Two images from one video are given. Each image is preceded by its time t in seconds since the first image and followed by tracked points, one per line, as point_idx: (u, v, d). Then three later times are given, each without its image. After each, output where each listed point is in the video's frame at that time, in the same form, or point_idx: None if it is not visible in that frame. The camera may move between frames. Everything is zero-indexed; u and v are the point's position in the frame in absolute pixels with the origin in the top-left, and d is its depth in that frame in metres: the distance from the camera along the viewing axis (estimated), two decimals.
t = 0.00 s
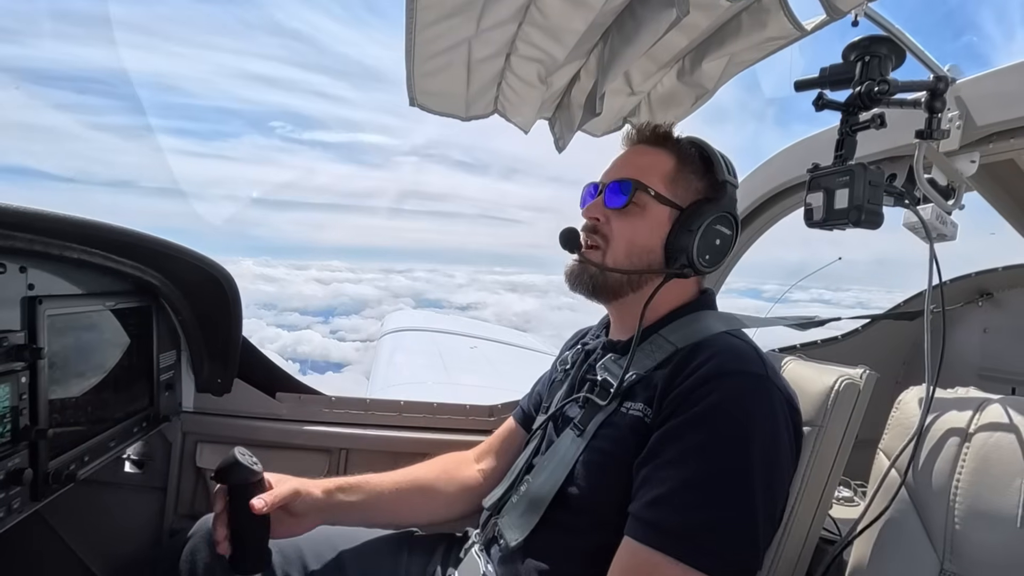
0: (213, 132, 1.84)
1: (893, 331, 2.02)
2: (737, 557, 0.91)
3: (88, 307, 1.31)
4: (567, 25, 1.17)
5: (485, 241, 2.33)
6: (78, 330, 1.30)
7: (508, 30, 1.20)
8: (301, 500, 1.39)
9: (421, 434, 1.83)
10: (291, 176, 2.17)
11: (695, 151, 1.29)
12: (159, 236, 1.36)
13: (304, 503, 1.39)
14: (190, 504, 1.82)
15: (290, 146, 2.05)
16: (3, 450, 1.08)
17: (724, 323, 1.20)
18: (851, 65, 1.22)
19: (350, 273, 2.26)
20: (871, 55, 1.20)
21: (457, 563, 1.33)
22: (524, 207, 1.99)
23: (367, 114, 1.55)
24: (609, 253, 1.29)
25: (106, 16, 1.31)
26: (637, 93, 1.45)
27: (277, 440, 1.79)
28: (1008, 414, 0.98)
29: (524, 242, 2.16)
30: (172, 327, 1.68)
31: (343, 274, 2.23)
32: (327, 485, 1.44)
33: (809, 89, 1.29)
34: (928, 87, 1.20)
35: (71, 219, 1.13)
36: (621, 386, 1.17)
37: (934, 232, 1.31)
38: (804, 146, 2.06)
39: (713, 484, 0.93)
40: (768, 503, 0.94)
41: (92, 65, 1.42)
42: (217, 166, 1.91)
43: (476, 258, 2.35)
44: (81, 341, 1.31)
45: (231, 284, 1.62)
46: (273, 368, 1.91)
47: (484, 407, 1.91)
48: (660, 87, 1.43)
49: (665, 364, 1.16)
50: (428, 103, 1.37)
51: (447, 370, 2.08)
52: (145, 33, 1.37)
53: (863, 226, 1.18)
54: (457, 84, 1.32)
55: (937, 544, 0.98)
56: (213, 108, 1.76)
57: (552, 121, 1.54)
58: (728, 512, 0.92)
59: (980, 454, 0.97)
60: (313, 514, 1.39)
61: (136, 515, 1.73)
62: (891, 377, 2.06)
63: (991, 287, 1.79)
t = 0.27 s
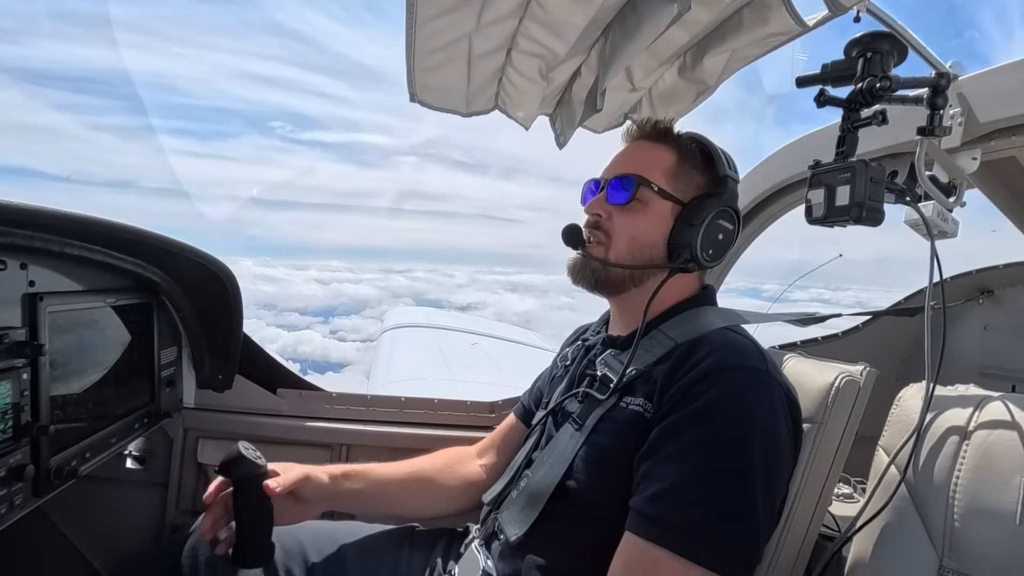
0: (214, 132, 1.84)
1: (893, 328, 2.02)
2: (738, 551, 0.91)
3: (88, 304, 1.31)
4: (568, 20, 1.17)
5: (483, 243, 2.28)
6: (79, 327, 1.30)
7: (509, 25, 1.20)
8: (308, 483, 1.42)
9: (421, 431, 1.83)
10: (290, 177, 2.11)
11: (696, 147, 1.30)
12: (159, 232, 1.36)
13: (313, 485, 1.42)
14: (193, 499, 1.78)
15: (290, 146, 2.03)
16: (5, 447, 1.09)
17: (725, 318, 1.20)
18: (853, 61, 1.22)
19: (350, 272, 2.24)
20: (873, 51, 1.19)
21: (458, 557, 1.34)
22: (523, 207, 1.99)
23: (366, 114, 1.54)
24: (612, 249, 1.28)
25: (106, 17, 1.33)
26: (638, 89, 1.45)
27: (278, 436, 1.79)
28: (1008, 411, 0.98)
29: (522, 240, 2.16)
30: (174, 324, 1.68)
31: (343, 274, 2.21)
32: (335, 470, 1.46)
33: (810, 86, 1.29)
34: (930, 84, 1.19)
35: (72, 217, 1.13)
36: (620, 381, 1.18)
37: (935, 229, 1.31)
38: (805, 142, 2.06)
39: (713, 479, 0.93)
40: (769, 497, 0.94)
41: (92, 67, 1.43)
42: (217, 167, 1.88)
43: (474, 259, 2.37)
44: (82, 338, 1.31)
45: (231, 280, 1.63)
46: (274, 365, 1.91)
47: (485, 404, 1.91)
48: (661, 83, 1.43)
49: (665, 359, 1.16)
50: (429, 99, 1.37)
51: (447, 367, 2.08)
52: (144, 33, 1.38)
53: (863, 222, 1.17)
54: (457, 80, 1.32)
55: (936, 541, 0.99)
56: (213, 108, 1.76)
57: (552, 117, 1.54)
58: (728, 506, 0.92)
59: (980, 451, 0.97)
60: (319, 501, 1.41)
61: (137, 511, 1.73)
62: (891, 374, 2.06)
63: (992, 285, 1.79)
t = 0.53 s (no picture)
0: (212, 132, 1.78)
1: (893, 327, 2.02)
2: (739, 550, 0.91)
3: (88, 301, 1.31)
4: (569, 18, 1.17)
5: (484, 242, 2.28)
6: (79, 324, 1.30)
7: (509, 23, 1.20)
8: (310, 479, 1.42)
9: (421, 429, 1.83)
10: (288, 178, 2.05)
11: (688, 141, 1.29)
12: (159, 230, 1.36)
13: (314, 483, 1.42)
14: (192, 497, 1.79)
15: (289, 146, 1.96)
16: (6, 444, 1.09)
17: (725, 317, 1.21)
18: (854, 59, 1.21)
19: (349, 273, 2.22)
20: (874, 50, 1.19)
21: (457, 555, 1.34)
22: (522, 207, 1.99)
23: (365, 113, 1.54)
24: (614, 257, 1.27)
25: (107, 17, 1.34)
26: (639, 87, 1.45)
27: (278, 433, 1.80)
28: (1007, 410, 0.98)
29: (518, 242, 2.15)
30: (174, 322, 1.69)
31: (343, 274, 2.19)
32: (333, 472, 1.46)
33: (811, 84, 1.28)
34: (931, 82, 1.19)
35: (73, 214, 1.13)
36: (621, 380, 1.18)
37: (935, 228, 1.31)
38: (805, 141, 2.06)
39: (714, 478, 0.93)
40: (770, 497, 0.94)
41: (92, 67, 1.43)
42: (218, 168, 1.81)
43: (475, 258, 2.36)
44: (82, 335, 1.31)
45: (231, 276, 1.63)
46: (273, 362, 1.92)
47: (485, 401, 1.91)
48: (662, 81, 1.43)
49: (665, 358, 1.16)
50: (430, 97, 1.36)
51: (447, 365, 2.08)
52: (144, 34, 1.39)
53: (863, 221, 1.17)
54: (457, 77, 1.32)
55: (935, 540, 0.99)
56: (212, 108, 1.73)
57: (553, 115, 1.54)
58: (729, 505, 0.92)
59: (979, 450, 0.97)
60: (321, 499, 1.41)
61: (137, 509, 1.73)
62: (891, 373, 2.06)
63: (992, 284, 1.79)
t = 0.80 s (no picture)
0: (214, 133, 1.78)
1: (894, 326, 2.02)
2: (739, 549, 0.91)
3: (89, 299, 1.31)
4: (570, 16, 1.17)
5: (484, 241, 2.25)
6: (80, 321, 1.30)
7: (510, 20, 1.20)
8: (324, 468, 1.42)
9: (421, 427, 1.83)
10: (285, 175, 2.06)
11: (672, 136, 1.29)
12: (160, 228, 1.36)
13: (328, 473, 1.42)
14: (193, 494, 1.80)
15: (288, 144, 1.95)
16: (7, 441, 1.09)
17: (725, 317, 1.21)
18: (856, 58, 1.21)
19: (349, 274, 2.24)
20: (876, 48, 1.19)
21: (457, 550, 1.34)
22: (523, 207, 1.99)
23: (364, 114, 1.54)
24: (601, 259, 1.28)
25: (107, 18, 1.35)
26: (640, 86, 1.45)
27: (279, 431, 1.80)
28: (1007, 409, 0.98)
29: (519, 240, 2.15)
30: (174, 319, 1.69)
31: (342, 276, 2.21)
32: (348, 465, 1.46)
33: (813, 83, 1.28)
34: (932, 81, 1.19)
35: (73, 211, 1.13)
36: (622, 379, 1.18)
37: (936, 227, 1.30)
38: (807, 139, 2.05)
39: (715, 478, 0.94)
40: (771, 496, 0.94)
41: (93, 69, 1.44)
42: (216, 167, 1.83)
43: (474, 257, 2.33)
44: (82, 332, 1.31)
45: (232, 275, 1.63)
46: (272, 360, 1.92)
47: (485, 400, 1.91)
48: (663, 80, 1.43)
49: (666, 357, 1.16)
50: (431, 95, 1.36)
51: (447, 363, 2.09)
52: (144, 34, 1.40)
53: (864, 220, 1.17)
54: (458, 75, 1.32)
55: (934, 539, 0.99)
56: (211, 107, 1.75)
57: (553, 113, 1.54)
58: (730, 504, 0.92)
59: (979, 450, 0.98)
60: (333, 490, 1.42)
61: (138, 506, 1.73)
62: (891, 372, 2.06)
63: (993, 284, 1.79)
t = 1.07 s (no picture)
0: (211, 134, 1.76)
1: (894, 336, 2.02)
2: (741, 562, 0.90)
3: (88, 311, 1.31)
4: (567, 31, 1.18)
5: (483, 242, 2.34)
6: (78, 333, 1.30)
7: (508, 35, 1.21)
8: (327, 512, 1.38)
9: (421, 439, 1.82)
10: (292, 177, 2.06)
11: (679, 149, 1.30)
12: (158, 240, 1.36)
13: (329, 515, 1.38)
14: (189, 508, 1.80)
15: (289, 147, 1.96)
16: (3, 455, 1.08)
17: (725, 328, 1.21)
18: (850, 70, 1.23)
19: (348, 274, 2.21)
20: (870, 60, 1.20)
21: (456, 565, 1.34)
22: (519, 204, 1.99)
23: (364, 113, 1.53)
24: (602, 269, 1.28)
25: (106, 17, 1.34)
26: (637, 99, 1.46)
27: (277, 444, 1.79)
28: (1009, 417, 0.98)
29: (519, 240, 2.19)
30: (172, 331, 1.68)
31: (341, 276, 2.18)
32: (354, 498, 1.43)
33: (808, 94, 1.29)
34: (927, 91, 1.20)
35: (72, 223, 1.13)
36: (622, 391, 1.17)
37: (934, 236, 1.31)
38: (804, 149, 2.07)
39: (716, 490, 0.93)
40: (772, 508, 0.94)
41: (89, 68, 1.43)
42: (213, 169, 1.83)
43: (473, 259, 2.43)
44: (81, 345, 1.31)
45: (231, 288, 1.63)
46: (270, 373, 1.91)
47: (485, 412, 1.90)
48: (660, 93, 1.44)
49: (666, 368, 1.16)
50: (430, 109, 1.37)
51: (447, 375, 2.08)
52: (144, 35, 1.39)
53: (862, 230, 1.17)
54: (457, 89, 1.33)
55: (939, 549, 0.98)
56: (207, 108, 1.68)
57: (552, 126, 1.55)
58: (731, 517, 0.91)
59: (982, 458, 0.97)
60: (335, 527, 1.38)
61: (135, 521, 1.72)
62: (892, 382, 2.05)
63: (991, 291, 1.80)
